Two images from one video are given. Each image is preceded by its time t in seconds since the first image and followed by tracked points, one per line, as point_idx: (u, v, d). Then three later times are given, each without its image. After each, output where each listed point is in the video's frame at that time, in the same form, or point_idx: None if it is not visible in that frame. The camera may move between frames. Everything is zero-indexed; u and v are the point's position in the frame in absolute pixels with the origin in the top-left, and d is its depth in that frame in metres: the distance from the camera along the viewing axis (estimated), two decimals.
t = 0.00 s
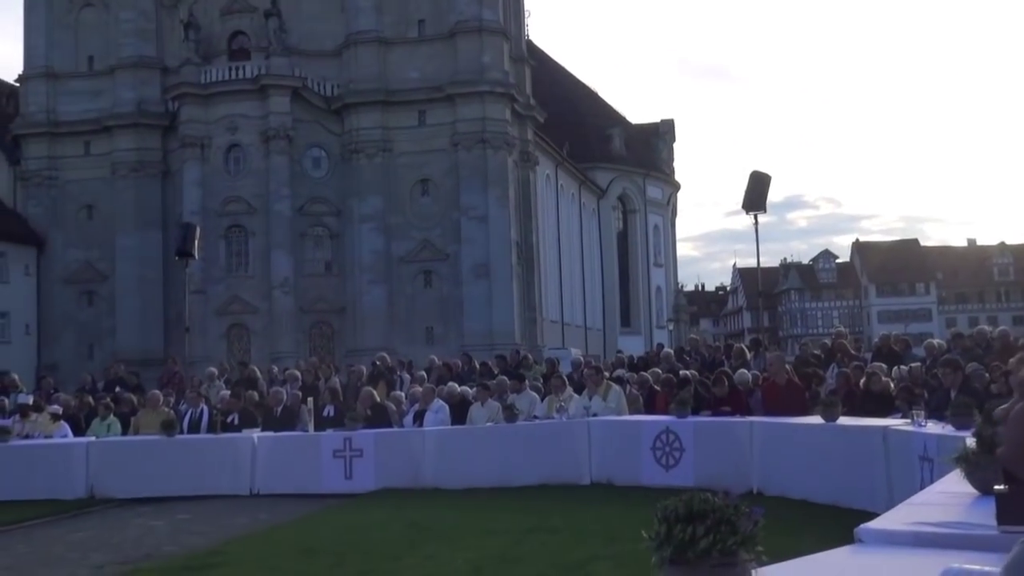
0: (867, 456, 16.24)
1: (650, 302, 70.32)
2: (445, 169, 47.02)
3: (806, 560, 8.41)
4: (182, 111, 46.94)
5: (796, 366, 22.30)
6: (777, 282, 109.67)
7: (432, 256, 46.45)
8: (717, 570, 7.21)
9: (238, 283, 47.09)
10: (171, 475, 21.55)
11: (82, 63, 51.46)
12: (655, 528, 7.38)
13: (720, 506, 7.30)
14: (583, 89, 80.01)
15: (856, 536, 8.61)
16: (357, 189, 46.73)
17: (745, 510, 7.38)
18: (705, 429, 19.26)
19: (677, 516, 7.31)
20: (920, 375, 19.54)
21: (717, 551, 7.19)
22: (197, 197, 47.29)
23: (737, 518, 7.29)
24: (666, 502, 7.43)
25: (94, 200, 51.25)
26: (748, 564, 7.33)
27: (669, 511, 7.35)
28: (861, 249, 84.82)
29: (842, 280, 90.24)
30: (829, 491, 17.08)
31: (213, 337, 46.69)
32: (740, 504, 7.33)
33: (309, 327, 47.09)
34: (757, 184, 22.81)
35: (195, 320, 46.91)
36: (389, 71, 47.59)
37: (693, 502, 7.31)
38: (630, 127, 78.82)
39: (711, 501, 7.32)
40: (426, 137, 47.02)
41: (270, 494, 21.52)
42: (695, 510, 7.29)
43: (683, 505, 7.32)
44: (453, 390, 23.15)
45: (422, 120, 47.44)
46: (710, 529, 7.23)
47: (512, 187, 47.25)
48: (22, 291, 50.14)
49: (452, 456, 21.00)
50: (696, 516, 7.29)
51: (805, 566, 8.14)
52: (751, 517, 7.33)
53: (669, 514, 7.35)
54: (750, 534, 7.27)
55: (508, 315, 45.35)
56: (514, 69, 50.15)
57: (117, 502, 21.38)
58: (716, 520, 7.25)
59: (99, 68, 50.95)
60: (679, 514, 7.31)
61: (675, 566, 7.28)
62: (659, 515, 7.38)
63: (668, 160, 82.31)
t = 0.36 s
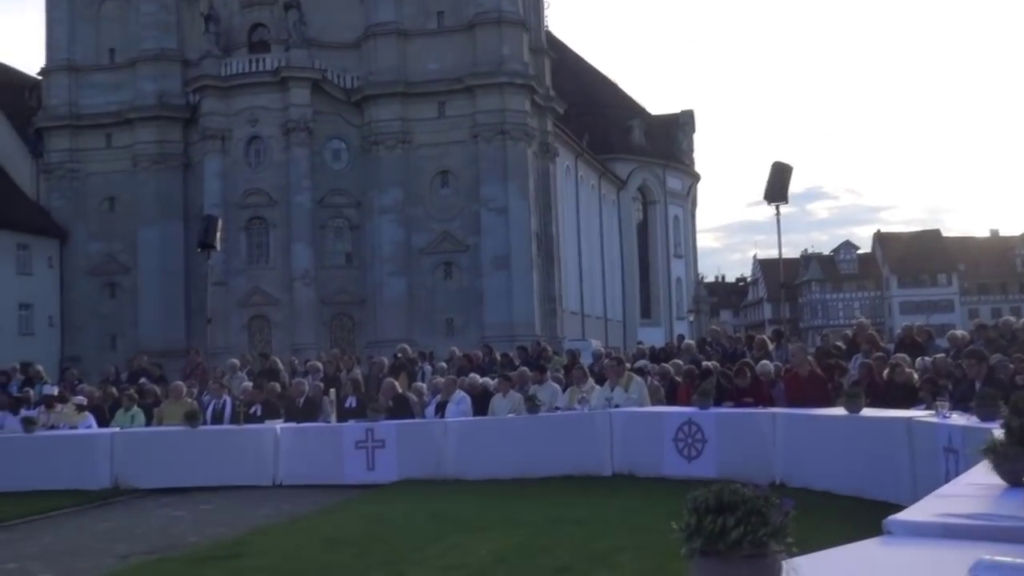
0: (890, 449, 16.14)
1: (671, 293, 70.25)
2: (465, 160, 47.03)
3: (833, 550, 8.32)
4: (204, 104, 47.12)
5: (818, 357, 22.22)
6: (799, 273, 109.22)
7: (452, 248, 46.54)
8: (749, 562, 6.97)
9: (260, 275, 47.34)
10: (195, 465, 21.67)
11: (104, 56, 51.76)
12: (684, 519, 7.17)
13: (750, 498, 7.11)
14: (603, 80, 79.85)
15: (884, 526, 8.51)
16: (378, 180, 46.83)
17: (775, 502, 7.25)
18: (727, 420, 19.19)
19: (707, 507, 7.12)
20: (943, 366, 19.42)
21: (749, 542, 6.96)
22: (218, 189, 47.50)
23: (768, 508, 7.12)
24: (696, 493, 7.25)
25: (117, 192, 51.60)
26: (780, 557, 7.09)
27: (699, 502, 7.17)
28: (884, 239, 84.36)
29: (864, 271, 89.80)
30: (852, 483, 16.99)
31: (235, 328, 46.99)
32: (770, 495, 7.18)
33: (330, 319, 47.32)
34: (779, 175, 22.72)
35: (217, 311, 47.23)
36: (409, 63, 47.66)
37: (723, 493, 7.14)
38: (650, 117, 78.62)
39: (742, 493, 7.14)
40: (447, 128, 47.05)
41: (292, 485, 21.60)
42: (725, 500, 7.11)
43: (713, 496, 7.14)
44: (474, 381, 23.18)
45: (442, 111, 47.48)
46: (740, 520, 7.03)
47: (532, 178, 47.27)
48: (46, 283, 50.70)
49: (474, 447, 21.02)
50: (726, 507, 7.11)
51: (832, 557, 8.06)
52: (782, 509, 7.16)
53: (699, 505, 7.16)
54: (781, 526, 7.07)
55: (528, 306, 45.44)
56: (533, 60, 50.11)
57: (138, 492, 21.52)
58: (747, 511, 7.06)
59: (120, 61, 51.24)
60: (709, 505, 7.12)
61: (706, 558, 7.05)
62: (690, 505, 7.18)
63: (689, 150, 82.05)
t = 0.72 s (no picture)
0: (935, 442, 15.98)
1: (709, 284, 70.07)
2: (502, 152, 47.13)
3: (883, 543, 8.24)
4: (243, 97, 47.44)
5: (860, 349, 22.03)
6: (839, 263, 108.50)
7: (490, 239, 46.69)
8: (802, 556, 6.22)
9: (299, 266, 47.72)
10: (237, 455, 21.83)
11: (144, 50, 52.24)
12: (735, 510, 6.37)
13: (804, 488, 6.35)
14: (640, 70, 79.53)
15: (936, 519, 8.44)
16: (415, 172, 47.02)
17: (830, 492, 6.46)
18: (769, 412, 19.05)
19: (760, 498, 6.33)
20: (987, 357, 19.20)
21: (802, 534, 6.22)
22: (257, 181, 47.86)
23: (821, 500, 6.35)
24: (747, 483, 6.47)
25: (158, 184, 52.13)
26: (833, 551, 6.35)
27: (751, 491, 6.38)
28: (925, 229, 83.58)
29: (905, 261, 89.06)
30: (895, 476, 16.83)
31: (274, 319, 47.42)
32: (825, 485, 6.41)
33: (369, 310, 47.64)
34: (819, 165, 22.54)
35: (257, 303, 47.66)
36: (446, 54, 47.78)
37: (775, 482, 6.36)
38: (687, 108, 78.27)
39: (795, 483, 6.37)
40: (484, 119, 47.13)
41: (333, 475, 21.72)
42: (777, 491, 6.33)
43: (765, 486, 6.36)
44: (513, 372, 23.16)
45: (480, 103, 47.57)
46: (794, 512, 6.28)
47: (569, 169, 47.29)
48: (88, 275, 51.64)
49: (514, 438, 21.03)
50: (778, 499, 6.34)
51: (883, 548, 7.98)
52: (836, 499, 6.39)
53: (751, 495, 6.36)
54: (835, 517, 6.32)
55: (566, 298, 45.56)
56: (570, 51, 50.07)
57: (181, 481, 21.71)
58: (800, 503, 6.30)
59: (160, 55, 51.66)
60: (761, 497, 6.33)
61: (759, 550, 6.28)
62: (741, 495, 6.39)
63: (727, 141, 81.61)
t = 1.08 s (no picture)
0: (992, 434, 15.76)
1: (758, 275, 69.68)
2: (550, 143, 47.19)
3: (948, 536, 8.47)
4: (293, 89, 47.85)
5: (915, 341, 21.76)
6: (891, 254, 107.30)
7: (538, 231, 46.80)
8: (868, 548, 6.64)
9: (349, 258, 48.08)
10: (289, 444, 21.99)
11: (196, 44, 52.76)
12: (801, 503, 6.81)
13: (871, 482, 6.76)
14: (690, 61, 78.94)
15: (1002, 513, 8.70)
16: (464, 163, 47.18)
17: (896, 486, 6.88)
18: (822, 404, 18.82)
19: (826, 491, 6.77)
20: None
21: (868, 528, 6.64)
22: (308, 173, 48.22)
23: (888, 493, 6.75)
24: (813, 476, 6.90)
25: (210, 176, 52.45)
26: (900, 544, 6.74)
27: (817, 485, 6.81)
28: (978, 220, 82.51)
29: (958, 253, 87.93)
30: (951, 470, 16.58)
31: (324, 309, 47.83)
32: (891, 480, 6.81)
33: (418, 301, 47.94)
34: (873, 156, 22.30)
35: (308, 294, 48.11)
36: (495, 45, 47.89)
37: (842, 476, 6.79)
38: (737, 98, 77.67)
39: (861, 477, 6.79)
40: (533, 110, 47.21)
41: (385, 464, 21.84)
42: (844, 484, 6.76)
43: (832, 479, 6.79)
44: (564, 362, 23.12)
45: (529, 94, 47.64)
46: (861, 504, 6.69)
47: (618, 160, 47.26)
48: (141, 266, 52.58)
49: (565, 428, 21.00)
50: (845, 492, 6.76)
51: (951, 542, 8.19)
52: (902, 493, 6.80)
53: (817, 489, 6.80)
54: (902, 510, 6.72)
55: (614, 289, 45.62)
56: (618, 41, 49.94)
57: (233, 470, 21.94)
58: (866, 495, 6.72)
59: (211, 48, 52.18)
60: (827, 489, 6.77)
61: (825, 543, 6.71)
62: (808, 488, 6.83)
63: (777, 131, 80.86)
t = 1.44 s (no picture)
0: None
1: (810, 266, 69.19)
2: (598, 136, 47.13)
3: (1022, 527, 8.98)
4: (343, 85, 48.20)
5: (971, 333, 21.43)
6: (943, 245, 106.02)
7: (587, 224, 46.88)
8: (940, 543, 7.02)
9: (399, 252, 48.38)
10: (343, 437, 22.05)
11: (246, 42, 53.30)
12: (871, 497, 7.19)
13: (940, 477, 7.10)
14: (739, 51, 78.37)
15: None
16: (513, 157, 47.28)
17: (967, 480, 7.19)
18: (877, 397, 18.35)
19: (896, 485, 7.13)
20: None
21: (939, 522, 7.01)
22: (357, 169, 48.52)
23: (959, 488, 7.08)
24: (882, 471, 7.28)
25: (261, 173, 53.12)
26: (971, 537, 7.14)
27: (886, 479, 7.19)
28: None
29: (1013, 243, 86.77)
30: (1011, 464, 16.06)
31: (375, 304, 48.21)
32: (962, 474, 7.13)
33: (468, 295, 48.18)
34: (927, 145, 22.01)
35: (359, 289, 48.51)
36: (543, 39, 47.95)
37: (911, 470, 7.14)
38: (787, 88, 77.05)
39: (932, 471, 7.13)
40: (581, 103, 47.20)
41: (439, 458, 21.85)
42: (914, 478, 7.12)
43: (901, 474, 7.15)
44: (616, 356, 23.03)
45: (577, 86, 47.63)
46: (932, 499, 7.05)
47: (667, 153, 47.17)
48: (195, 262, 53.24)
49: (617, 422, 20.84)
50: (915, 486, 7.12)
51: None
52: (973, 487, 7.11)
53: (886, 483, 7.18)
54: (973, 505, 7.06)
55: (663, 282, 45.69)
56: (666, 33, 49.80)
57: (287, 464, 22.05)
58: (937, 490, 7.07)
59: (261, 46, 52.70)
60: (896, 483, 7.13)
61: (895, 537, 7.10)
62: (877, 483, 7.21)
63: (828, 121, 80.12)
